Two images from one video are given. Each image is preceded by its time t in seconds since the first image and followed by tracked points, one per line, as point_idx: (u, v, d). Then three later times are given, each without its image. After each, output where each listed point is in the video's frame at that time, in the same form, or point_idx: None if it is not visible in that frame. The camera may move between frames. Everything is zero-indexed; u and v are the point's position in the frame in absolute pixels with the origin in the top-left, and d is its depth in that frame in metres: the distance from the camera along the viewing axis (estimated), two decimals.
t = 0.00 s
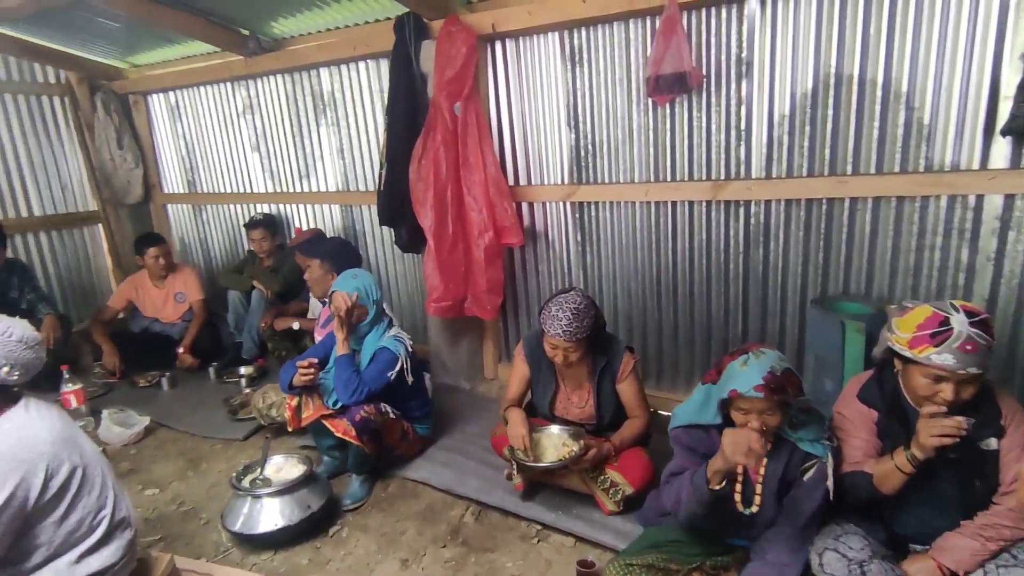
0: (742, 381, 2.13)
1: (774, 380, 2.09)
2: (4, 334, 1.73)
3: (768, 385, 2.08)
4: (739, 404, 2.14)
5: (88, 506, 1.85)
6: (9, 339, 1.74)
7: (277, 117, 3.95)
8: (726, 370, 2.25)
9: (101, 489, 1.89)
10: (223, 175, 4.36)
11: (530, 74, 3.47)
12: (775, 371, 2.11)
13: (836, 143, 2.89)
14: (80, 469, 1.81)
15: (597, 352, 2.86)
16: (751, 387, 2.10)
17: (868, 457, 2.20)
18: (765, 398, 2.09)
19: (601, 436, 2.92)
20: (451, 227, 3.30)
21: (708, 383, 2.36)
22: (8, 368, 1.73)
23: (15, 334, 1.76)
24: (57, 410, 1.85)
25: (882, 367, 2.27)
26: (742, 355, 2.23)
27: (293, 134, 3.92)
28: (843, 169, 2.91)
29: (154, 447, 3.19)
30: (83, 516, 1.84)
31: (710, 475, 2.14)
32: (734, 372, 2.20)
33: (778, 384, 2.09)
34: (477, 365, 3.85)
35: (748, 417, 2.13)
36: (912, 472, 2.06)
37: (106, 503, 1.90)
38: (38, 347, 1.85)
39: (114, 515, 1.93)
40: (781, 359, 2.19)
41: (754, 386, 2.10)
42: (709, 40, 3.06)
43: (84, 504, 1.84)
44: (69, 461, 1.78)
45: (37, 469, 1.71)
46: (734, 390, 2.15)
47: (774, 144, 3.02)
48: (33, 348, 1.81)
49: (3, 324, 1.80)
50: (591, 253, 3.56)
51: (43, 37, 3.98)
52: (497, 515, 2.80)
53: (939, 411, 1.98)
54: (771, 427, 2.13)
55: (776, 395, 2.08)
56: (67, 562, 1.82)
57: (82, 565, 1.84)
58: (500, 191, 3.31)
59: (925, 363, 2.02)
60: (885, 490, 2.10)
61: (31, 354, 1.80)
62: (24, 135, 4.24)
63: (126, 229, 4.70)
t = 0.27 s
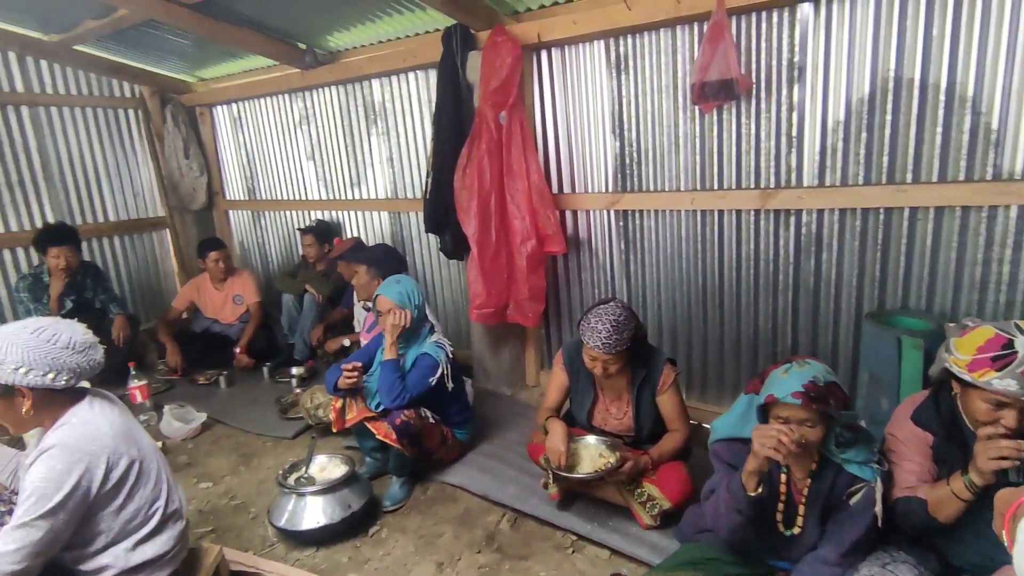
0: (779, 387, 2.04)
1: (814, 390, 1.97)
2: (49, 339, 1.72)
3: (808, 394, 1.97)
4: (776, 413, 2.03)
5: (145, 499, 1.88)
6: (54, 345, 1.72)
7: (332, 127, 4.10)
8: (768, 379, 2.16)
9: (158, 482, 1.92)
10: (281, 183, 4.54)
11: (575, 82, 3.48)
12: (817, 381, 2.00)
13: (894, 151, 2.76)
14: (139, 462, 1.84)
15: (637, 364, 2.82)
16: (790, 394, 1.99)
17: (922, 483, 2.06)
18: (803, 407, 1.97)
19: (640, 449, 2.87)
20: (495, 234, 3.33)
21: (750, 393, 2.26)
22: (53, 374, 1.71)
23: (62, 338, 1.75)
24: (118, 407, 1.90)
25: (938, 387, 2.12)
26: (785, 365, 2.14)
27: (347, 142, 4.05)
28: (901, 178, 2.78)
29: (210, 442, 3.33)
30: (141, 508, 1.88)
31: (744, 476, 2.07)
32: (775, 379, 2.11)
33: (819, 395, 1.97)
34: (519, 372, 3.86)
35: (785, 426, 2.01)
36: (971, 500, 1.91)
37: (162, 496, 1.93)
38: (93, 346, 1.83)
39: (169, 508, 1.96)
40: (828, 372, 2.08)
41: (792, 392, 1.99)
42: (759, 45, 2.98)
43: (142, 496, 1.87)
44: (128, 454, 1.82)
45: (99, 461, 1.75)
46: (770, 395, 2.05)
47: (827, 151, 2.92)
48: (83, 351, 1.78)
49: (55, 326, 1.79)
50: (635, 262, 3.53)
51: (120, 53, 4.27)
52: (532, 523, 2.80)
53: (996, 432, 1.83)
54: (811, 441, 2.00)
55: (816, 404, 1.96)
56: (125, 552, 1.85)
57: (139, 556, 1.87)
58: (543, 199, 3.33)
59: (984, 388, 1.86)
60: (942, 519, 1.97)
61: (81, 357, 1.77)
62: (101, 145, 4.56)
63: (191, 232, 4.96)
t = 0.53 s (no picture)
0: (813, 390, 1.93)
1: (848, 393, 1.86)
2: (82, 349, 1.79)
3: (842, 397, 1.86)
4: (808, 416, 1.92)
5: (178, 498, 1.95)
6: (88, 353, 1.79)
7: (367, 134, 4.18)
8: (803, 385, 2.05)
9: (190, 482, 1.99)
10: (317, 188, 4.64)
11: (606, 87, 3.48)
12: (852, 385, 1.89)
13: (937, 155, 2.66)
14: (172, 463, 1.91)
15: (665, 373, 2.70)
16: (822, 395, 1.89)
17: (961, 503, 1.96)
18: (836, 411, 1.86)
19: (668, 459, 2.77)
20: (523, 240, 3.34)
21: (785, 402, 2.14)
22: (85, 382, 1.78)
23: (95, 347, 1.81)
24: (153, 410, 1.98)
25: (980, 405, 2.02)
26: (820, 371, 2.03)
27: (381, 148, 4.11)
28: (945, 183, 2.67)
29: (246, 441, 3.39)
30: (174, 507, 1.94)
31: (774, 506, 1.95)
32: (810, 385, 2.00)
33: (853, 400, 1.86)
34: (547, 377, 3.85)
35: (818, 432, 1.89)
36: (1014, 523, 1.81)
37: (194, 496, 2.00)
38: (126, 355, 1.90)
39: (201, 507, 2.02)
40: (866, 380, 1.96)
41: (824, 393, 1.89)
42: (795, 48, 2.90)
43: (175, 496, 1.94)
44: (162, 455, 1.89)
45: (135, 462, 1.82)
46: (803, 398, 1.95)
47: (866, 155, 2.82)
48: (115, 359, 1.85)
49: (89, 334, 1.86)
50: (665, 268, 3.49)
51: (168, 64, 4.44)
52: (557, 531, 2.78)
53: None
54: (846, 449, 1.87)
55: (848, 407, 1.85)
56: (159, 549, 1.92)
57: (172, 552, 1.93)
58: (572, 205, 3.32)
59: None
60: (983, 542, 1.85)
61: (113, 365, 1.84)
62: (150, 152, 4.74)
63: (232, 237, 5.13)
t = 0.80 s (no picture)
0: (859, 391, 1.82)
1: (895, 396, 1.75)
2: (91, 351, 1.84)
3: (888, 399, 1.74)
4: (851, 417, 1.80)
5: (201, 497, 2.00)
6: (96, 355, 1.84)
7: (394, 139, 4.23)
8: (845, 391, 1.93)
9: (212, 481, 2.03)
10: (346, 193, 4.71)
11: (630, 91, 3.45)
12: (901, 391, 1.78)
13: (973, 159, 2.57)
14: (193, 463, 1.96)
15: (688, 380, 2.58)
16: (868, 394, 1.78)
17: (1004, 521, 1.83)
18: (881, 413, 1.74)
19: (690, 468, 2.64)
20: (546, 245, 3.33)
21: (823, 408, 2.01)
22: (102, 382, 1.83)
23: (103, 347, 1.87)
24: (173, 411, 2.03)
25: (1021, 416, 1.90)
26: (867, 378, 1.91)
27: (407, 153, 4.15)
28: (982, 187, 2.58)
29: (273, 441, 3.39)
30: (197, 506, 1.99)
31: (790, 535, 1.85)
32: (854, 388, 1.88)
33: (901, 403, 1.74)
34: (570, 381, 3.81)
35: (860, 433, 1.77)
36: None
37: (217, 494, 2.04)
38: (134, 351, 1.95)
39: (224, 504, 2.07)
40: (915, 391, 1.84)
41: (870, 394, 1.78)
42: (823, 48, 2.83)
43: (198, 495, 1.98)
44: (184, 456, 1.93)
45: (157, 463, 1.86)
46: (847, 398, 1.83)
47: (898, 159, 2.74)
48: (125, 356, 1.90)
49: (94, 338, 1.91)
50: (690, 273, 3.44)
51: (202, 73, 4.57)
52: (579, 539, 2.71)
53: None
54: (887, 455, 1.74)
55: (895, 410, 1.73)
56: (185, 547, 1.97)
57: (198, 550, 1.99)
58: (596, 210, 3.30)
59: None
60: None
61: (124, 361, 1.89)
62: (184, 158, 4.87)
63: (263, 240, 5.24)
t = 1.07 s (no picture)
0: (894, 401, 1.75)
1: (931, 407, 1.67)
2: (137, 349, 1.91)
3: (924, 410, 1.67)
4: (884, 427, 1.73)
5: (214, 502, 2.00)
6: (142, 354, 1.91)
7: (416, 144, 4.26)
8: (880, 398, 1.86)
9: (225, 485, 2.03)
10: (369, 198, 4.75)
11: (652, 94, 3.43)
12: (939, 402, 1.69)
13: (1006, 162, 2.50)
14: (203, 470, 1.95)
15: (710, 388, 2.53)
16: (903, 405, 1.71)
17: None
18: (916, 424, 1.67)
19: (712, 476, 2.60)
20: (567, 249, 3.32)
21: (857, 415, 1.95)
22: (140, 381, 1.88)
23: (149, 349, 1.93)
24: (183, 417, 2.02)
25: None
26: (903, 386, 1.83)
27: (429, 159, 4.18)
28: (1016, 191, 2.50)
29: (294, 441, 3.42)
30: (211, 511, 2.01)
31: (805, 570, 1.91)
32: (888, 397, 1.81)
33: (937, 415, 1.66)
34: (590, 387, 3.78)
35: (893, 445, 1.70)
36: None
37: (230, 498, 2.05)
38: (169, 360, 2.01)
39: (239, 506, 2.08)
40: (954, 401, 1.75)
41: (905, 404, 1.71)
42: (850, 50, 2.78)
43: (211, 501, 1.99)
44: (192, 466, 1.92)
45: (164, 476, 1.86)
46: (881, 408, 1.76)
47: (927, 162, 2.67)
48: (164, 362, 1.97)
49: (140, 341, 1.98)
50: (713, 278, 3.40)
51: (229, 81, 4.67)
52: (599, 547, 2.61)
53: None
54: (920, 468, 1.67)
55: (931, 422, 1.65)
56: (203, 548, 2.01)
57: (216, 551, 2.02)
58: (616, 214, 3.28)
59: None
60: None
61: (161, 366, 1.95)
62: (213, 164, 4.97)
63: (288, 244, 5.32)
